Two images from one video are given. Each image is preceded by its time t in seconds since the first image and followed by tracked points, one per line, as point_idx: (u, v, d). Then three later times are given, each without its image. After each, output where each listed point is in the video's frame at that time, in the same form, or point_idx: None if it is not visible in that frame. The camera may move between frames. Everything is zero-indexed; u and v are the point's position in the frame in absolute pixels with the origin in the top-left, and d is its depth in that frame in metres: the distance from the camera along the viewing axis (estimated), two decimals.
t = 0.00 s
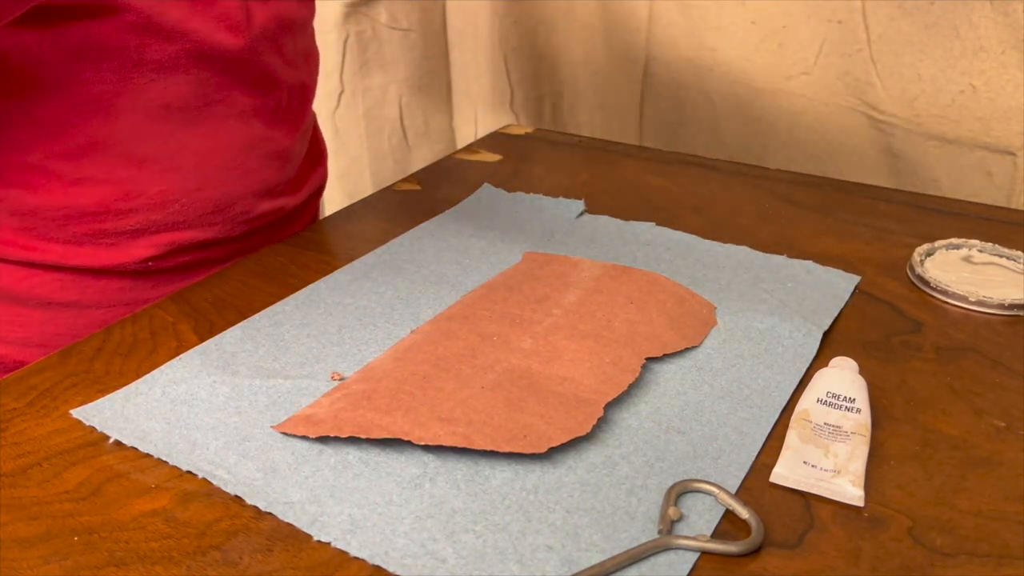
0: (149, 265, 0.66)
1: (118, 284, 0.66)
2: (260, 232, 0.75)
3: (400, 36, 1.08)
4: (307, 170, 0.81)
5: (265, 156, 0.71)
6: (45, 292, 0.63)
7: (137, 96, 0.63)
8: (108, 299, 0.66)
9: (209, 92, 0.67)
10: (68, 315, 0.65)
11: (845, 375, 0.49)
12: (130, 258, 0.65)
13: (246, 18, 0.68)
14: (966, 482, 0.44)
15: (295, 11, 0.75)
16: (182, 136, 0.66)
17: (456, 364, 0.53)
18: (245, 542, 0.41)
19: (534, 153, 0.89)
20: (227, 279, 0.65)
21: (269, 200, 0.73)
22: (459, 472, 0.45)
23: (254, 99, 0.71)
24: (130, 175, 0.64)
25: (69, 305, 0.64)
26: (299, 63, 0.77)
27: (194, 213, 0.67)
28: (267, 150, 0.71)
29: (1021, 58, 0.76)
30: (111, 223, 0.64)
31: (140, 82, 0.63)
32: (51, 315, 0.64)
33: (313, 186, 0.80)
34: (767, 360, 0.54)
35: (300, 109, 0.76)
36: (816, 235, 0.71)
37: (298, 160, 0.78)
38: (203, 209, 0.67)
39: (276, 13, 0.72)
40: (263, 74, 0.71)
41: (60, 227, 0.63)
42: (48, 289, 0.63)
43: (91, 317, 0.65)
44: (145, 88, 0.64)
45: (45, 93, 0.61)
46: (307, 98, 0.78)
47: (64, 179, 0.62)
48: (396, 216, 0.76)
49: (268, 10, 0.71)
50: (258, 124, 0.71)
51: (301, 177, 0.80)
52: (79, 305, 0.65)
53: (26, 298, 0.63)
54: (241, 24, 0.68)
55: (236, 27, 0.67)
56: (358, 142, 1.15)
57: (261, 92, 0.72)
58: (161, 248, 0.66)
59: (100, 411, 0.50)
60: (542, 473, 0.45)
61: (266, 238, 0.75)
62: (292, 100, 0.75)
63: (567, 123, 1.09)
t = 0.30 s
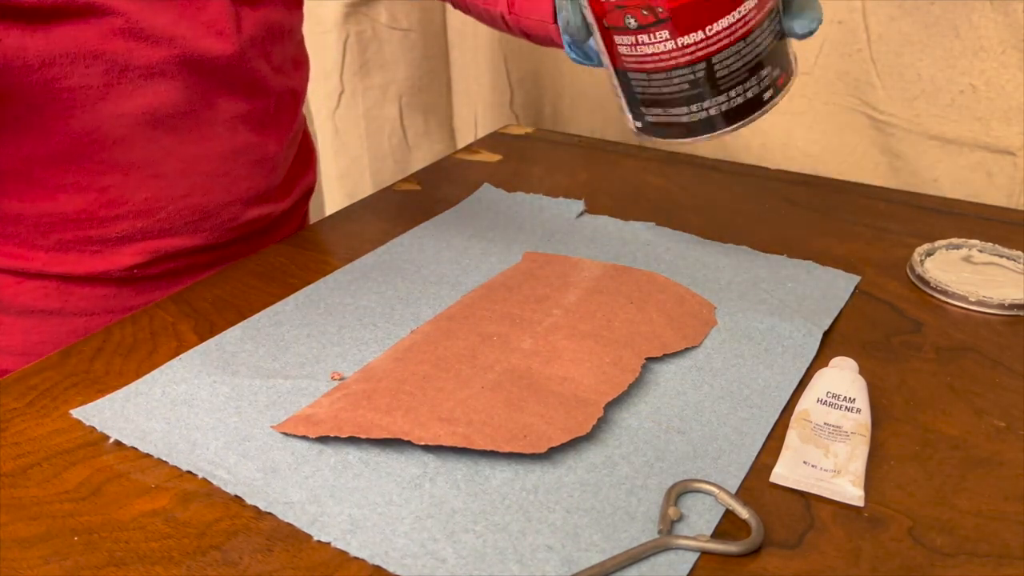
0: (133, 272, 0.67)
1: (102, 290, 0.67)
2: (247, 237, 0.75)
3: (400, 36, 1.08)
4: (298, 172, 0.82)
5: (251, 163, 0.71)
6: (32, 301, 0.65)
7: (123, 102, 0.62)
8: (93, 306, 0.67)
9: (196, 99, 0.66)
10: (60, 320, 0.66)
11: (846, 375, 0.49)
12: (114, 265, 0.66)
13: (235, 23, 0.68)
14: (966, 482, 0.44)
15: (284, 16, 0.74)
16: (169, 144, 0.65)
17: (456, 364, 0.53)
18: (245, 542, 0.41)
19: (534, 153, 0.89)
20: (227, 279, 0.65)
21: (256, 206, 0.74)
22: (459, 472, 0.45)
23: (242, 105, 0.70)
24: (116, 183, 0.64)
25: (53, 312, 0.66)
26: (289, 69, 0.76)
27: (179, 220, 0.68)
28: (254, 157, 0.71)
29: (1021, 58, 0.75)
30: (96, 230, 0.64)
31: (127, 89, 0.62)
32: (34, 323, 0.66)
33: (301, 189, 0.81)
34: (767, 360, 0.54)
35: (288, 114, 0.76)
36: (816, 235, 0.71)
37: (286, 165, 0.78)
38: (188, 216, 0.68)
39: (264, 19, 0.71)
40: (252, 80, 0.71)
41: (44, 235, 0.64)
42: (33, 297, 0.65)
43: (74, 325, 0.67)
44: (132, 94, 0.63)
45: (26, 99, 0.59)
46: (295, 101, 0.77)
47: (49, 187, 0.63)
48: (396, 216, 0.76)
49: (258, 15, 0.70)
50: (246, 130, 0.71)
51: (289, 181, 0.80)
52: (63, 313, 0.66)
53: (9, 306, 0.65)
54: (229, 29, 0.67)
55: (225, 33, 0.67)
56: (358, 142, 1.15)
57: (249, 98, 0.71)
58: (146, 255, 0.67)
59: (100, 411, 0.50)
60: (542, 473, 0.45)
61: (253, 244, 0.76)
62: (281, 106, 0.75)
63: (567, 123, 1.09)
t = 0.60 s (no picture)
0: (135, 277, 0.67)
1: (103, 295, 0.68)
2: (249, 242, 0.75)
3: (400, 36, 1.07)
4: (299, 177, 0.81)
5: (255, 169, 0.71)
6: (32, 307, 0.66)
7: (126, 107, 0.62)
8: (93, 312, 0.67)
9: (200, 104, 0.66)
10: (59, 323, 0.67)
11: (846, 375, 0.49)
12: (116, 270, 0.66)
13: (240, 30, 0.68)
14: (966, 482, 0.44)
15: (287, 24, 0.75)
16: (172, 149, 0.65)
17: (456, 364, 0.53)
18: (245, 542, 0.41)
19: (534, 153, 0.89)
20: (228, 279, 0.65)
21: (257, 212, 0.73)
22: (459, 472, 0.45)
23: (245, 111, 0.70)
24: (119, 188, 0.64)
25: (53, 317, 0.66)
26: (292, 76, 0.76)
27: (182, 226, 0.68)
28: (257, 163, 0.71)
29: (1021, 58, 0.75)
30: (97, 234, 0.65)
31: (131, 93, 0.62)
32: (34, 327, 0.67)
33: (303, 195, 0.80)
34: (767, 359, 0.54)
35: (293, 121, 0.76)
36: (816, 235, 0.71)
37: (289, 171, 0.78)
38: (190, 222, 0.68)
39: (268, 25, 0.72)
40: (255, 86, 0.71)
41: (46, 239, 0.64)
42: (34, 302, 0.66)
43: (73, 329, 0.67)
44: (137, 98, 0.63)
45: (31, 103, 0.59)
46: (299, 107, 0.77)
47: (51, 190, 0.63)
48: (396, 215, 0.76)
49: (261, 22, 0.71)
50: (249, 136, 0.71)
51: (292, 185, 0.80)
52: (64, 317, 0.67)
53: (10, 310, 0.66)
54: (234, 36, 0.67)
55: (230, 39, 0.67)
56: (359, 142, 1.15)
57: (252, 104, 0.71)
58: (147, 261, 0.67)
59: (100, 411, 0.50)
60: (542, 473, 0.45)
61: (254, 249, 0.75)
62: (283, 112, 0.75)
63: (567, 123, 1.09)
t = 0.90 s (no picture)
0: (144, 271, 0.67)
1: (112, 289, 0.67)
2: (256, 239, 0.75)
3: (400, 36, 1.07)
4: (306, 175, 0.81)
5: (264, 166, 0.71)
6: (39, 300, 0.65)
7: (140, 101, 0.62)
8: (102, 303, 0.66)
9: (212, 100, 0.67)
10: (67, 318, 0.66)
11: (846, 375, 0.49)
12: (125, 265, 0.66)
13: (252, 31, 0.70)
14: (966, 482, 0.44)
15: (298, 26, 0.75)
16: (183, 144, 0.66)
17: (456, 364, 0.53)
18: (245, 542, 0.41)
19: (534, 153, 0.89)
20: (228, 279, 0.65)
21: (266, 209, 0.73)
22: (459, 472, 0.45)
23: (255, 109, 0.71)
24: (131, 182, 0.64)
25: (62, 311, 0.66)
26: (299, 75, 0.76)
27: (192, 221, 0.67)
28: (266, 160, 0.71)
29: (1021, 58, 0.75)
30: (107, 229, 0.64)
31: (146, 87, 0.63)
32: (44, 321, 0.66)
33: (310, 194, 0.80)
34: (767, 360, 0.54)
35: (302, 120, 0.76)
36: (817, 235, 0.71)
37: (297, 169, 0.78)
38: (200, 217, 0.68)
39: (280, 27, 0.73)
40: (266, 84, 0.71)
41: (56, 232, 0.64)
42: (43, 295, 0.65)
43: (83, 323, 0.66)
44: (150, 93, 0.63)
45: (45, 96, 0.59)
46: (308, 107, 0.77)
47: (63, 184, 0.62)
48: (396, 215, 0.76)
49: (271, 23, 0.72)
50: (258, 133, 0.71)
51: (299, 183, 0.79)
52: (72, 311, 0.66)
53: (20, 303, 0.65)
54: (246, 36, 0.69)
55: (242, 38, 0.68)
56: (359, 142, 1.15)
57: (262, 102, 0.71)
58: (157, 255, 0.67)
59: (100, 411, 0.50)
60: (542, 473, 0.45)
61: (261, 246, 0.75)
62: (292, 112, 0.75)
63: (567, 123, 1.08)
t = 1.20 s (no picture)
0: (146, 263, 0.67)
1: (114, 281, 0.66)
2: (254, 234, 0.75)
3: (400, 36, 1.07)
4: (303, 171, 0.82)
5: (265, 160, 0.72)
6: (43, 292, 0.64)
7: (145, 95, 0.63)
8: (101, 298, 0.66)
9: (214, 95, 0.67)
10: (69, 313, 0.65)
11: (846, 375, 0.49)
12: (126, 257, 0.65)
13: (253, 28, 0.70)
14: (966, 482, 0.44)
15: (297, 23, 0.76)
16: (185, 137, 0.66)
17: (455, 364, 0.53)
18: (245, 542, 0.41)
19: (534, 153, 0.89)
20: (227, 279, 0.65)
21: (264, 202, 0.74)
22: (459, 472, 0.45)
23: (256, 104, 0.71)
24: (134, 173, 0.64)
25: (65, 304, 0.65)
26: (298, 73, 0.76)
27: (192, 213, 0.68)
28: (266, 154, 0.72)
29: (1021, 58, 0.75)
30: (110, 220, 0.64)
31: (151, 81, 0.63)
32: (48, 313, 0.65)
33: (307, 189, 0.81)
34: (767, 360, 0.54)
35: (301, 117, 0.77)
36: (817, 235, 0.71)
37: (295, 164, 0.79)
38: (201, 210, 0.68)
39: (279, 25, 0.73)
40: (267, 80, 0.71)
41: (60, 223, 0.63)
42: (46, 288, 0.64)
43: (87, 316, 0.66)
44: (155, 86, 0.63)
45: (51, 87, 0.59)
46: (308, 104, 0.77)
47: (67, 174, 0.61)
48: (396, 215, 0.76)
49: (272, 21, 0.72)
50: (258, 128, 0.71)
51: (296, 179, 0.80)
52: (75, 304, 0.65)
53: (23, 296, 0.64)
54: (247, 32, 0.69)
55: (244, 34, 0.68)
56: (359, 142, 1.16)
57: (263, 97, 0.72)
58: (158, 247, 0.67)
59: (100, 411, 0.50)
60: (542, 473, 0.45)
61: (259, 242, 0.75)
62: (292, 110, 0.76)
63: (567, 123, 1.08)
